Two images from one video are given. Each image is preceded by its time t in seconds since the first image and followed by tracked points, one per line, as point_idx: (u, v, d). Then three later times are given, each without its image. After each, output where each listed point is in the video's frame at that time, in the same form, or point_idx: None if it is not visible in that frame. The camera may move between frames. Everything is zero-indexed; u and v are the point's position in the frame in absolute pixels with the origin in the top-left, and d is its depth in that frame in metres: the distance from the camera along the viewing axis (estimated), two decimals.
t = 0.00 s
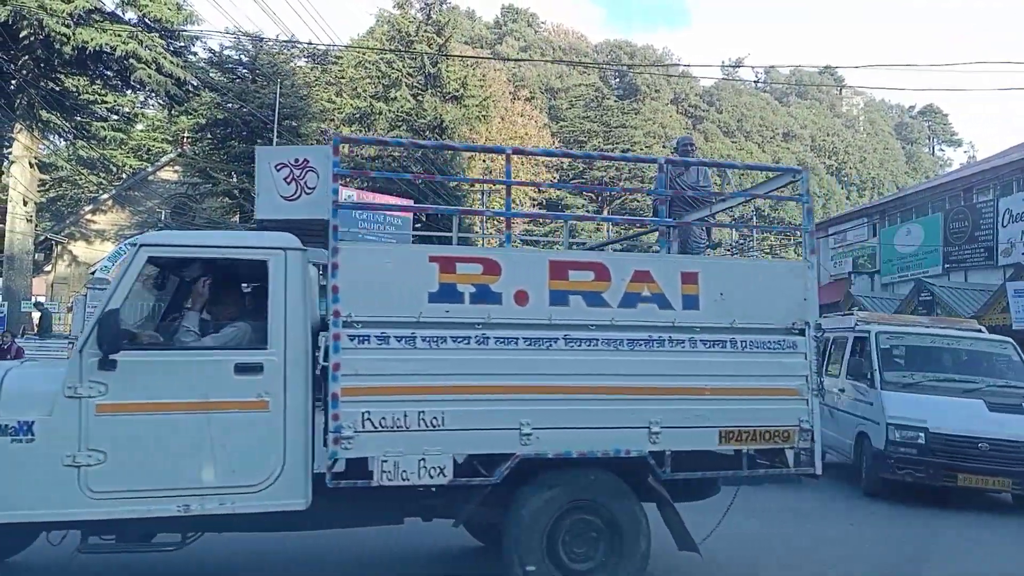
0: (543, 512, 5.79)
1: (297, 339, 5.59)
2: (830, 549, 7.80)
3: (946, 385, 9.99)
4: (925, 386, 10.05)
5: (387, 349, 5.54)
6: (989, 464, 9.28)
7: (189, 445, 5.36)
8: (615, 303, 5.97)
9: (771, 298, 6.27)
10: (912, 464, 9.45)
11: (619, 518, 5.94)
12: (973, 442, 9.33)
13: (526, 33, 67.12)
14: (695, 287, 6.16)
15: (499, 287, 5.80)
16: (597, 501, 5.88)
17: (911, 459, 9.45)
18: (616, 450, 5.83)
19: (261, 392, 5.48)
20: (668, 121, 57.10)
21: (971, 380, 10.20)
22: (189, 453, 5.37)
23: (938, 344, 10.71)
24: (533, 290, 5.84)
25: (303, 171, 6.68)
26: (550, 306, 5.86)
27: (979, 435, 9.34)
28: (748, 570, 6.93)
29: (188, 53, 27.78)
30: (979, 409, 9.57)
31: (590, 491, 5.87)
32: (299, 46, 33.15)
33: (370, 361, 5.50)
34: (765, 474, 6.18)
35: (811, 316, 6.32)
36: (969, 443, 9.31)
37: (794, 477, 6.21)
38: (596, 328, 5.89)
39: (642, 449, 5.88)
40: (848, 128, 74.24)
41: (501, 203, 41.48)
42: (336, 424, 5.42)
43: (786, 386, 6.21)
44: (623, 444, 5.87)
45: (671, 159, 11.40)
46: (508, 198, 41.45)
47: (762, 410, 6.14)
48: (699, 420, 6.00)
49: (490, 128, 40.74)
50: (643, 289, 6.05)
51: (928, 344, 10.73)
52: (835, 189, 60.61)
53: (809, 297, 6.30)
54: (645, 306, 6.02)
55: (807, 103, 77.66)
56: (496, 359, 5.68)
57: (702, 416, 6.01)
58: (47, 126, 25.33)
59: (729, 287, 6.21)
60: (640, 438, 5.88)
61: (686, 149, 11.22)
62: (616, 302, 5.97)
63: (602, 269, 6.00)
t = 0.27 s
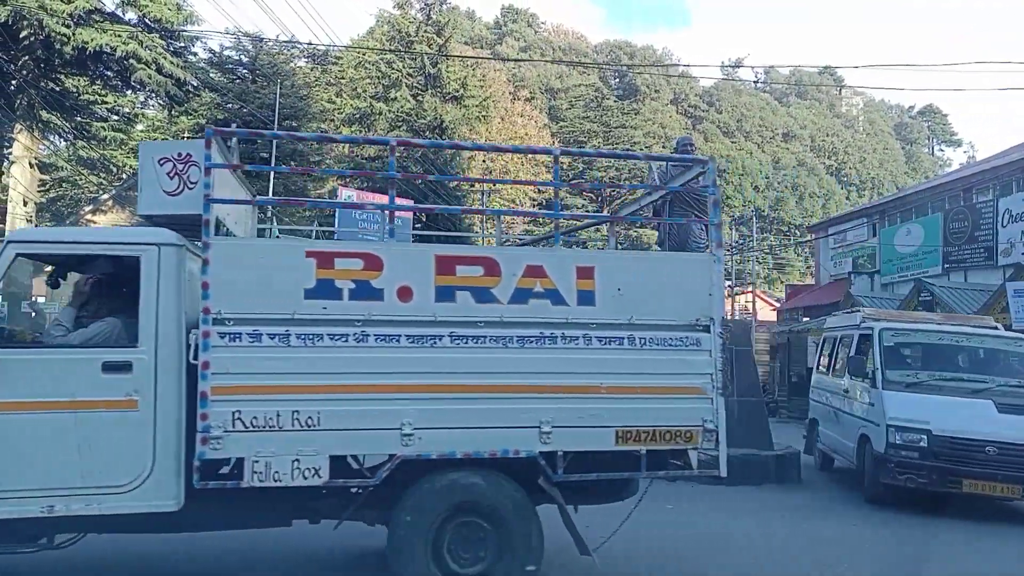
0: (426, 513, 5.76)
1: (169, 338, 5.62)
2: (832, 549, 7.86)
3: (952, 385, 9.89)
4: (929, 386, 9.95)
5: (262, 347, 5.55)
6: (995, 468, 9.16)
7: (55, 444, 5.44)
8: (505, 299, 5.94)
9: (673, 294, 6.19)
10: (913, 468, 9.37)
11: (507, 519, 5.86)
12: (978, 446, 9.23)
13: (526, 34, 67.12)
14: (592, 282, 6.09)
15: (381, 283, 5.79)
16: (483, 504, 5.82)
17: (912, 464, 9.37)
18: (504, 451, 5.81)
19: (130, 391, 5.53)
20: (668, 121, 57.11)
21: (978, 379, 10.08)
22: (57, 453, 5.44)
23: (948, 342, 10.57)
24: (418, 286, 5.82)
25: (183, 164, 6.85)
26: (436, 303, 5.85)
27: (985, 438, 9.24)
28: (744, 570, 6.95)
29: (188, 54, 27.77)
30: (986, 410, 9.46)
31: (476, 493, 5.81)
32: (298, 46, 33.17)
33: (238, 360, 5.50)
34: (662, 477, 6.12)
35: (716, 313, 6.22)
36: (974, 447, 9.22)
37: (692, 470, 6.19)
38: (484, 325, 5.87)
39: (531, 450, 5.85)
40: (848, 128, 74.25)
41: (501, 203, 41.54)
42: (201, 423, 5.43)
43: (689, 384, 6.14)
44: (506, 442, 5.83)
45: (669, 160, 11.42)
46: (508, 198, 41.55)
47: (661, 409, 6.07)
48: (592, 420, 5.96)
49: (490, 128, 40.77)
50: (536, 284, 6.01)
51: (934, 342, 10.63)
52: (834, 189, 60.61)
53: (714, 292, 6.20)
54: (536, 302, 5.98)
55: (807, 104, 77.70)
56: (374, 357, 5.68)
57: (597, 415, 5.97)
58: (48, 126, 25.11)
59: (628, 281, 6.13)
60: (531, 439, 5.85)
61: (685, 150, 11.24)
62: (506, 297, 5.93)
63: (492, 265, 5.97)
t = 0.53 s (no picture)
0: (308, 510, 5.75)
1: (39, 333, 5.62)
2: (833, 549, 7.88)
3: (956, 386, 9.62)
4: (930, 386, 9.67)
5: (127, 343, 5.56)
6: (998, 476, 8.86)
7: None
8: (387, 292, 5.95)
9: (563, 286, 6.18)
10: (910, 474, 9.05)
11: (390, 518, 5.85)
12: (981, 451, 8.93)
13: (525, 34, 67.13)
14: (478, 275, 6.09)
15: (256, 277, 5.79)
16: (364, 504, 5.84)
17: (908, 469, 9.05)
18: (384, 450, 5.81)
19: None
20: (668, 121, 57.09)
21: (982, 380, 9.78)
22: None
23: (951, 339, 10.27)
24: (295, 280, 5.83)
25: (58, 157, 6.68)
26: (314, 296, 5.84)
27: (989, 442, 8.95)
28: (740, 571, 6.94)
29: (188, 54, 27.72)
30: (989, 413, 9.16)
31: (356, 493, 5.83)
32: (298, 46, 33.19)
33: (105, 358, 5.52)
34: (559, 473, 6.16)
35: (610, 305, 6.21)
36: (976, 452, 8.93)
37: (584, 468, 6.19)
38: (364, 320, 5.88)
39: (413, 449, 5.85)
40: (848, 128, 74.22)
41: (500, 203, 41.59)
42: (67, 423, 5.44)
43: (581, 378, 6.12)
44: (388, 440, 5.82)
45: (669, 160, 11.47)
46: (507, 198, 41.63)
47: (553, 406, 6.05)
48: (477, 418, 5.95)
49: (490, 128, 40.82)
50: (419, 278, 6.01)
51: (939, 340, 10.33)
52: (834, 189, 60.57)
53: (604, 287, 6.21)
54: (420, 295, 5.99)
55: (807, 104, 77.69)
56: (247, 354, 5.68)
57: (483, 412, 5.95)
58: (45, 127, 24.37)
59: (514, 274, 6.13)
60: (413, 437, 5.86)
61: (685, 148, 11.29)
62: (388, 291, 5.95)
63: (374, 258, 5.97)
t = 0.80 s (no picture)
0: (185, 504, 5.62)
1: None
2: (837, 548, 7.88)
3: (952, 384, 8.84)
4: (924, 384, 8.90)
5: None
6: (991, 482, 8.18)
7: None
8: (265, 282, 5.87)
9: (451, 275, 6.12)
10: (896, 479, 8.37)
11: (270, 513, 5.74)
12: (973, 454, 8.24)
13: (525, 34, 67.13)
14: (361, 264, 6.01)
15: (126, 268, 5.73)
16: (240, 500, 5.68)
17: (894, 474, 8.38)
18: (262, 444, 5.73)
19: None
20: (668, 121, 57.06)
21: (983, 378, 8.99)
22: None
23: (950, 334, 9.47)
24: (169, 271, 5.77)
25: None
26: (188, 287, 5.78)
27: (984, 445, 8.25)
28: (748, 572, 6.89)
29: (189, 54, 27.72)
30: (986, 413, 8.41)
31: (230, 489, 5.67)
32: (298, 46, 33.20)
33: None
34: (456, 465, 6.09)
35: (501, 292, 6.17)
36: (969, 455, 8.23)
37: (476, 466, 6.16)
38: (240, 310, 5.79)
39: (292, 442, 5.77)
40: (848, 128, 74.22)
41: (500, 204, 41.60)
42: None
43: (469, 368, 6.05)
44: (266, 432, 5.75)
45: (670, 160, 11.51)
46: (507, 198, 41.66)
47: (442, 396, 5.99)
48: (361, 409, 5.87)
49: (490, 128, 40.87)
50: (299, 267, 5.94)
51: (939, 335, 9.53)
52: (834, 189, 60.57)
53: (493, 274, 6.15)
54: (300, 285, 5.91)
55: (807, 104, 77.70)
56: (117, 345, 5.59)
57: (366, 403, 5.88)
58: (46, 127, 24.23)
59: (400, 262, 6.06)
60: (292, 430, 5.78)
61: (685, 149, 11.32)
62: (265, 280, 5.86)
63: (251, 246, 5.90)
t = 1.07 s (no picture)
0: (52, 505, 5.44)
1: None
2: (837, 548, 7.87)
3: (933, 384, 7.98)
4: (904, 382, 8.08)
5: None
6: (969, 489, 7.40)
7: None
8: (137, 275, 5.69)
9: (334, 266, 5.90)
10: (867, 485, 7.67)
11: (143, 515, 5.57)
12: (950, 457, 7.47)
13: (526, 33, 67.13)
14: (239, 255, 5.83)
15: None
16: (110, 501, 5.52)
17: (865, 479, 7.67)
18: (132, 442, 5.56)
19: None
20: (669, 121, 57.01)
21: (971, 376, 8.12)
22: None
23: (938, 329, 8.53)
24: (32, 263, 5.57)
25: None
26: (55, 280, 5.59)
27: (962, 448, 7.46)
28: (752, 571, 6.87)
29: (188, 54, 27.65)
30: (967, 413, 7.59)
31: (100, 488, 5.51)
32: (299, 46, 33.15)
33: None
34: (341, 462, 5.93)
35: (389, 286, 5.94)
36: (945, 459, 7.47)
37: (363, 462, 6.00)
38: (110, 304, 5.61)
39: (164, 439, 5.60)
40: (848, 128, 74.18)
41: (500, 204, 41.56)
42: None
43: (353, 363, 5.84)
44: (136, 431, 5.57)
45: (671, 160, 11.48)
46: (507, 198, 41.66)
47: (325, 391, 5.81)
48: (238, 406, 5.70)
49: (490, 128, 40.85)
50: (173, 259, 5.76)
51: (926, 329, 8.61)
52: (834, 189, 60.43)
53: (380, 265, 5.94)
54: (174, 278, 5.73)
55: (808, 104, 77.64)
56: None
57: (242, 400, 5.70)
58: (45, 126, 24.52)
59: (280, 253, 5.86)
60: (165, 427, 5.62)
61: (687, 149, 11.29)
62: (138, 273, 5.69)
63: (124, 239, 5.73)
